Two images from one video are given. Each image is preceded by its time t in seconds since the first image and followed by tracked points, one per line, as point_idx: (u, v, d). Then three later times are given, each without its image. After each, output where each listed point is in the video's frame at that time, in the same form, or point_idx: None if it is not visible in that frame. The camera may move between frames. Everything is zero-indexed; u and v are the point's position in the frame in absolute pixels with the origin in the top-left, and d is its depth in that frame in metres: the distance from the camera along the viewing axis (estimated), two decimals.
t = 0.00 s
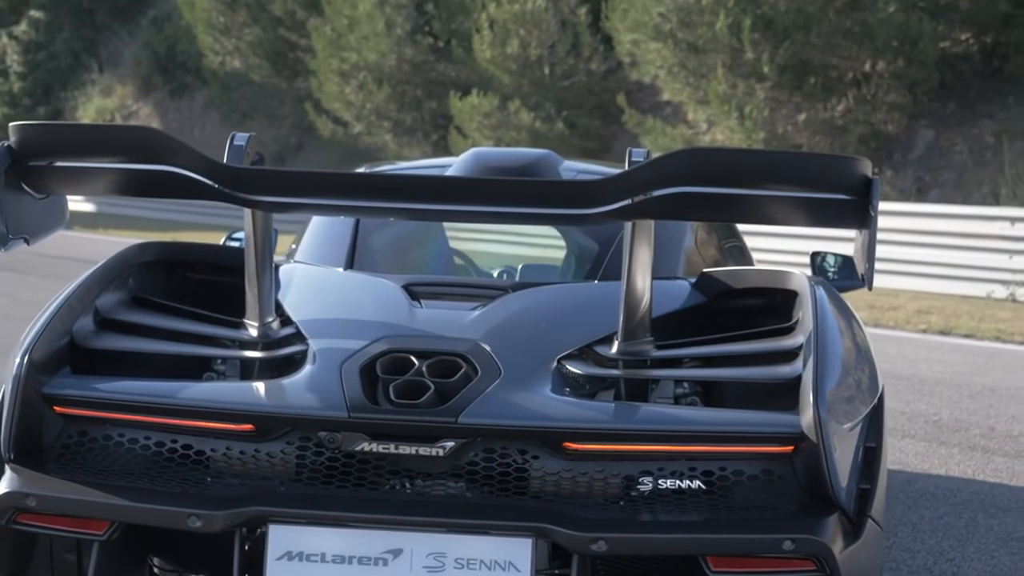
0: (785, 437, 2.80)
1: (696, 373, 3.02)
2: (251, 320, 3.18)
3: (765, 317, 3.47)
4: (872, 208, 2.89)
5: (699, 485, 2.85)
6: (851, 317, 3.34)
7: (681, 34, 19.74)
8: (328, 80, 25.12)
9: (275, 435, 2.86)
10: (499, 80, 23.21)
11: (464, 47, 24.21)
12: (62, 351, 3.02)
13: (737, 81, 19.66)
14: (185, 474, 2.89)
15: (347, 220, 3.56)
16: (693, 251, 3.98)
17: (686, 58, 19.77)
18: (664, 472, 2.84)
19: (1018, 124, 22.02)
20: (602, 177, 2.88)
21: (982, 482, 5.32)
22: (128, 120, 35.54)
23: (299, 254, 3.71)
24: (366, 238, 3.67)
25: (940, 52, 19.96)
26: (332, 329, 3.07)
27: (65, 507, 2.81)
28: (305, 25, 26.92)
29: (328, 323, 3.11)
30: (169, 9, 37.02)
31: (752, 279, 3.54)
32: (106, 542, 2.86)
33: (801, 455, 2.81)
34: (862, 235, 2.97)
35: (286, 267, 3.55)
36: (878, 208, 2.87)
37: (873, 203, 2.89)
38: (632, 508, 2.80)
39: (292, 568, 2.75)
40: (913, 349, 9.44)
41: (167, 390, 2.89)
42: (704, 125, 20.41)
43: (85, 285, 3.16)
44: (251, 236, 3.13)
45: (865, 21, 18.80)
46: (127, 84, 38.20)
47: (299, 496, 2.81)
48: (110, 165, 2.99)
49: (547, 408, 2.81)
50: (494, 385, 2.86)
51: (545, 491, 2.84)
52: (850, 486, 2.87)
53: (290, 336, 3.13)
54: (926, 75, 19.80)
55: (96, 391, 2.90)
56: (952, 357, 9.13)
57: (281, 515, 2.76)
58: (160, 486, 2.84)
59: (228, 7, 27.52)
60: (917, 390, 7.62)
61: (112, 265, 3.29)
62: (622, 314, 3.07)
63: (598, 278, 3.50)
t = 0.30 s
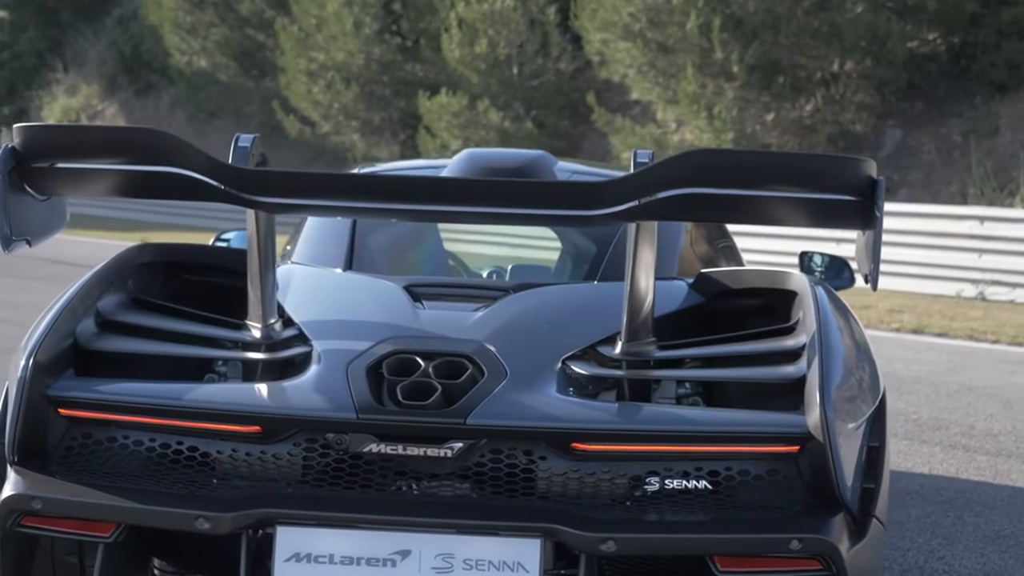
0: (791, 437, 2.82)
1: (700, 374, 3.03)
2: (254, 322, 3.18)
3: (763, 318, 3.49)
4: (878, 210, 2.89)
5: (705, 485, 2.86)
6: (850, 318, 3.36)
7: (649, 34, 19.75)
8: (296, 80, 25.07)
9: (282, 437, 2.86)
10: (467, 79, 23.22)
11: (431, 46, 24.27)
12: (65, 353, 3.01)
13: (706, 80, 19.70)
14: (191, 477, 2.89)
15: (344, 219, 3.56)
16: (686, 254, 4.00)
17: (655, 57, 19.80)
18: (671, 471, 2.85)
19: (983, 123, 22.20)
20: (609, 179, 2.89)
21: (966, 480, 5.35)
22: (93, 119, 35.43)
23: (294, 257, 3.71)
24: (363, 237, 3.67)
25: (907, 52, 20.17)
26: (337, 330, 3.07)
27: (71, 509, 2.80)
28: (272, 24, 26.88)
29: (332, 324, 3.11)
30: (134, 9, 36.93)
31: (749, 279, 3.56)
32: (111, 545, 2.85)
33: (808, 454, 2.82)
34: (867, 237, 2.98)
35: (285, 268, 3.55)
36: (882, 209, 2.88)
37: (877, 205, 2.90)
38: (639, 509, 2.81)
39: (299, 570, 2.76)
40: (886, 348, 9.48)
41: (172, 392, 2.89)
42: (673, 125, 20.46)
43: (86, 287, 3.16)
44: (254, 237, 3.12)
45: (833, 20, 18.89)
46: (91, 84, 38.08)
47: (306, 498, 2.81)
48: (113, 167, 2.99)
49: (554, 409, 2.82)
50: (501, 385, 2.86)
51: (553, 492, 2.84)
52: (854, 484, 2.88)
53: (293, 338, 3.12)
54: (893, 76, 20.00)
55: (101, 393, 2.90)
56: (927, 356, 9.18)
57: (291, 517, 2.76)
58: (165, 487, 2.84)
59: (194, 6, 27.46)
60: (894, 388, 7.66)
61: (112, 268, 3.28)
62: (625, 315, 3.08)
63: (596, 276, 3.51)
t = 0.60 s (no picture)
0: (794, 436, 2.83)
1: (702, 373, 3.04)
2: (255, 322, 3.17)
3: (760, 316, 3.50)
4: (880, 209, 2.91)
5: (710, 484, 2.87)
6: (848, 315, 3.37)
7: (622, 33, 19.70)
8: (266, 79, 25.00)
9: (287, 437, 2.86)
10: (439, 78, 23.20)
11: (402, 46, 24.26)
12: (67, 353, 3.00)
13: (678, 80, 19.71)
14: (193, 476, 2.89)
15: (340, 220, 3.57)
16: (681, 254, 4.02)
17: (627, 57, 19.77)
18: (676, 471, 2.86)
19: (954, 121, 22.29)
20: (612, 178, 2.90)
21: (949, 478, 5.38)
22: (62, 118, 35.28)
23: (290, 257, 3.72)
24: (361, 236, 3.68)
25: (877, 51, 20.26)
26: (339, 329, 3.08)
27: (75, 511, 2.80)
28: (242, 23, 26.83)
29: (334, 324, 3.11)
30: (102, 8, 36.79)
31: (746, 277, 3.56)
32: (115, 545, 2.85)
33: (811, 453, 2.84)
34: (868, 236, 2.99)
35: (283, 269, 3.55)
36: (886, 210, 2.89)
37: (880, 204, 2.91)
38: (643, 507, 2.82)
39: (304, 570, 2.76)
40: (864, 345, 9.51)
41: (176, 392, 2.88)
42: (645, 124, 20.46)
43: (86, 288, 3.15)
44: (255, 236, 3.12)
45: (805, 20, 18.96)
46: (60, 83, 37.95)
47: (312, 497, 2.80)
48: (113, 167, 2.98)
49: (559, 409, 2.83)
50: (505, 385, 2.87)
51: (558, 490, 2.85)
52: (856, 483, 2.89)
53: (293, 338, 3.12)
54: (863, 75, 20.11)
55: (104, 393, 2.89)
56: (905, 354, 9.22)
57: (299, 517, 2.76)
58: (169, 488, 2.84)
59: (163, 5, 27.36)
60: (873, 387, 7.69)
61: (111, 269, 3.28)
62: (626, 313, 3.08)
63: (594, 276, 3.52)
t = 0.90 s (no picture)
0: (802, 433, 2.85)
1: (707, 371, 3.05)
2: (259, 320, 3.17)
3: (758, 313, 3.51)
4: (887, 206, 2.92)
5: (717, 480, 2.88)
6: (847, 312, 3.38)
7: (593, 31, 19.74)
8: (235, 77, 24.99)
9: (296, 435, 2.86)
10: (409, 77, 23.23)
11: (372, 44, 24.28)
12: (73, 353, 3.00)
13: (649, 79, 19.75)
14: (199, 474, 2.89)
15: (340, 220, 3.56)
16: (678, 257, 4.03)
17: (598, 55, 19.80)
18: (683, 467, 2.87)
19: (924, 121, 22.43)
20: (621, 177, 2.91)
21: (937, 475, 5.41)
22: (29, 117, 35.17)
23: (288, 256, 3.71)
24: (361, 236, 3.68)
25: (847, 49, 20.40)
26: (343, 328, 3.08)
27: (86, 509, 2.80)
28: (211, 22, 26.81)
29: (339, 322, 3.12)
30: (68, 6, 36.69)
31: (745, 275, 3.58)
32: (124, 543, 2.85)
33: (818, 448, 2.86)
34: (873, 233, 3.01)
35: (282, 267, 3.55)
36: (891, 208, 2.91)
37: (885, 201, 2.93)
38: (652, 503, 2.83)
39: (316, 567, 2.77)
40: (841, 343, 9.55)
41: (186, 390, 2.88)
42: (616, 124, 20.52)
43: (89, 287, 3.15)
44: (258, 234, 3.12)
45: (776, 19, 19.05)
46: (28, 82, 37.83)
47: (320, 495, 2.81)
48: (118, 167, 2.97)
49: (568, 405, 2.84)
50: (513, 383, 2.88)
51: (566, 488, 2.86)
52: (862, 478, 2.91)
53: (298, 337, 3.12)
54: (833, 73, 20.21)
55: (112, 392, 2.89)
56: (882, 351, 9.26)
57: (308, 514, 2.76)
58: (177, 485, 2.84)
59: (132, 3, 27.31)
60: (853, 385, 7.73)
61: (113, 268, 3.27)
62: (631, 310, 3.10)
63: (595, 274, 3.53)
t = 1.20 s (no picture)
0: (812, 428, 2.86)
1: (715, 367, 3.07)
2: (266, 318, 3.18)
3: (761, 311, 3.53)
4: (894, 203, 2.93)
5: (727, 477, 2.89)
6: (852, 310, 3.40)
7: (569, 30, 19.79)
8: (211, 76, 24.99)
9: (307, 432, 2.86)
10: (385, 77, 23.25)
11: (349, 43, 24.29)
12: (82, 352, 3.00)
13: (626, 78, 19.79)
14: (210, 471, 2.89)
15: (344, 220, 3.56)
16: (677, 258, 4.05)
17: (575, 54, 19.82)
18: (694, 463, 2.88)
19: (901, 120, 22.54)
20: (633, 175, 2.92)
21: (928, 472, 5.43)
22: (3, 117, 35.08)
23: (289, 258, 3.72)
24: (364, 234, 3.67)
25: (823, 49, 20.53)
26: (351, 326, 3.09)
27: (98, 508, 2.80)
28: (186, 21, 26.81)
29: (347, 321, 3.12)
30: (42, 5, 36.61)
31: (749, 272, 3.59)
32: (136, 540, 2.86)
33: (828, 443, 2.87)
34: (881, 230, 3.02)
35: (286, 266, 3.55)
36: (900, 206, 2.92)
37: (894, 197, 2.94)
38: (664, 500, 2.84)
39: (331, 565, 2.77)
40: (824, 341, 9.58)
41: (198, 387, 2.89)
42: (593, 123, 20.57)
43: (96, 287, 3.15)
44: (269, 232, 3.13)
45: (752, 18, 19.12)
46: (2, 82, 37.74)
47: (332, 493, 2.81)
48: (127, 166, 2.97)
49: (580, 402, 2.84)
50: (525, 380, 2.88)
51: (578, 484, 2.87)
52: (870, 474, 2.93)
53: (306, 335, 3.13)
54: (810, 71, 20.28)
55: (123, 389, 2.89)
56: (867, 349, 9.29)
57: (320, 512, 2.76)
58: (190, 483, 2.85)
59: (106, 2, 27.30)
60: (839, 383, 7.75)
61: (119, 266, 3.27)
62: (639, 308, 3.11)
63: (598, 272, 3.54)
